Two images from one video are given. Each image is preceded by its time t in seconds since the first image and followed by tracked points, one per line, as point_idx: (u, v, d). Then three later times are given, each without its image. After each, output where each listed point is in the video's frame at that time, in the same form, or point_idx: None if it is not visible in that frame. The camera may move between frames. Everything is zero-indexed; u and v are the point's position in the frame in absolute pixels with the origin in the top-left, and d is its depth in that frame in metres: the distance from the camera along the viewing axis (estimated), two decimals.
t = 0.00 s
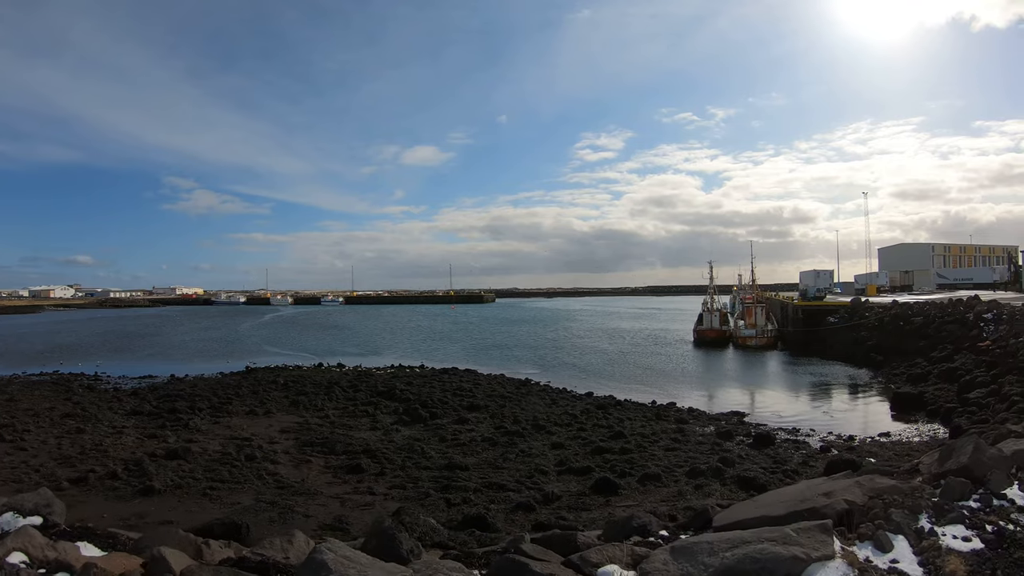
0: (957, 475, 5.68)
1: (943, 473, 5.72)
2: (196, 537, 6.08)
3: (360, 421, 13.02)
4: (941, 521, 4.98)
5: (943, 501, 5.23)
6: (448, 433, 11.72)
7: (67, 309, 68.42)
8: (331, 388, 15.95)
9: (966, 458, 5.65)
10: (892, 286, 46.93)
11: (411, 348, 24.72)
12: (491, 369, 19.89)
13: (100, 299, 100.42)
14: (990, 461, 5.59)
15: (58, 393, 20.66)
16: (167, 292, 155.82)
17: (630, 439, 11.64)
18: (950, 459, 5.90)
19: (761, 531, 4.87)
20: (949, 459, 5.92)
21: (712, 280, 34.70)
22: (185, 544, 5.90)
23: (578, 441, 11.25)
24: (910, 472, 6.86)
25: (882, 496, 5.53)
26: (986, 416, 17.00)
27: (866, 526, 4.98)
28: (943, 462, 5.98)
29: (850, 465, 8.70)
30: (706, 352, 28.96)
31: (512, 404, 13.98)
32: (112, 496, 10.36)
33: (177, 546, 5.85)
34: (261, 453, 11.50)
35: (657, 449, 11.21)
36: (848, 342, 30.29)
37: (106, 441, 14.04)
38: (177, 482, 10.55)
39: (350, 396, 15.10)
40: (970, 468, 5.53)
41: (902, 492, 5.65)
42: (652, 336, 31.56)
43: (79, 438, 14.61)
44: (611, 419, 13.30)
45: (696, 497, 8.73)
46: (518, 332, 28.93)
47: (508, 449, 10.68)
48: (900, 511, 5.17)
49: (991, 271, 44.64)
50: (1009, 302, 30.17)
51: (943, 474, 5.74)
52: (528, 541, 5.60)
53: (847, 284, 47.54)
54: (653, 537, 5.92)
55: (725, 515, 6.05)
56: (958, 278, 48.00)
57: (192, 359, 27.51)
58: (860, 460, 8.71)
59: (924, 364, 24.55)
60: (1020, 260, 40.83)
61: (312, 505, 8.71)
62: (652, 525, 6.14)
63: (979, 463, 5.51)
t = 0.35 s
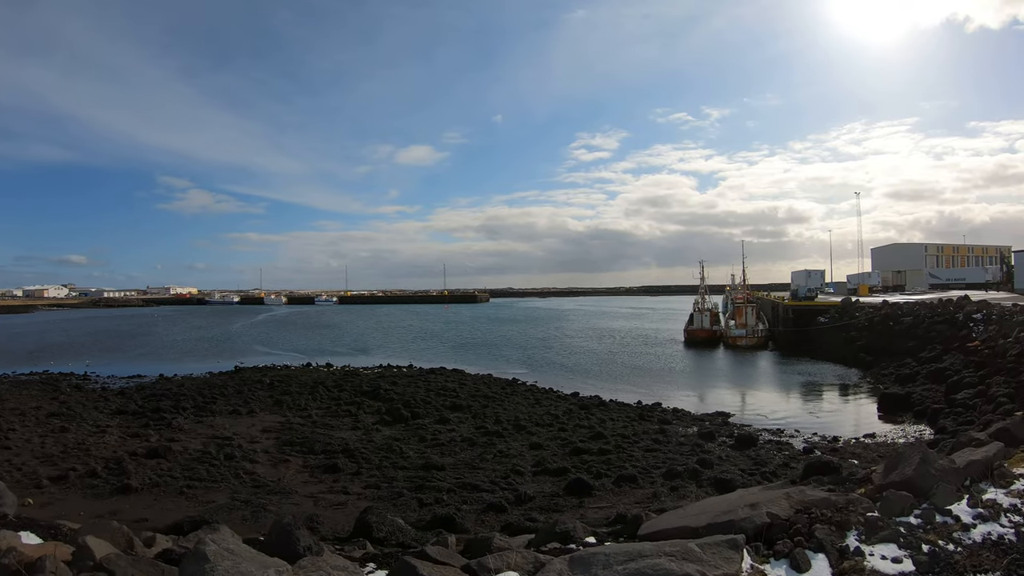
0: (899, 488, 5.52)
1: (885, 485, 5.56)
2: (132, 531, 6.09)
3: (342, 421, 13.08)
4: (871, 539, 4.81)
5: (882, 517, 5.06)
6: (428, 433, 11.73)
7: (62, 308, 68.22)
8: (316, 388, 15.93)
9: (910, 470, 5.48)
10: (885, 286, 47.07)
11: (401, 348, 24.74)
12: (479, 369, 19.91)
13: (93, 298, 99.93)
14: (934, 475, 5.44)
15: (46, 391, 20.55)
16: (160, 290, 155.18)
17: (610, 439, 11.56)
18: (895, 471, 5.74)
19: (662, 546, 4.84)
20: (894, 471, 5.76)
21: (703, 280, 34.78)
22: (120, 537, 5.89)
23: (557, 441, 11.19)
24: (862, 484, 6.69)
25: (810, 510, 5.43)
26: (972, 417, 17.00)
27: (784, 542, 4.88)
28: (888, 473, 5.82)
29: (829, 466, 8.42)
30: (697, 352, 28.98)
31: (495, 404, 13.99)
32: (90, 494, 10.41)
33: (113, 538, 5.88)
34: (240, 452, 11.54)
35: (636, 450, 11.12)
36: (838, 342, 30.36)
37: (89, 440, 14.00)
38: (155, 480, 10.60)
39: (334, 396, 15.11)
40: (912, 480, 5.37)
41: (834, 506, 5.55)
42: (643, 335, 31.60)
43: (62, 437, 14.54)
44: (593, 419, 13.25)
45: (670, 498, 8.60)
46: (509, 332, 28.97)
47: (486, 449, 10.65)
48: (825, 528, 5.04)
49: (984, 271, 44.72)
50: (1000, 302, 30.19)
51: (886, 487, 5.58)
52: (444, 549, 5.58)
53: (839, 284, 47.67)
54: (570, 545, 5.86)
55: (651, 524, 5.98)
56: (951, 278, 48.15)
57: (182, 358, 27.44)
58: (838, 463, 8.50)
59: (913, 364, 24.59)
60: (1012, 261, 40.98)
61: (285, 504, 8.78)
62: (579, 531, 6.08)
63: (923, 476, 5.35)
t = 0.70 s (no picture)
0: (834, 502, 5.40)
1: (819, 499, 5.45)
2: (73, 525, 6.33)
3: (326, 420, 13.11)
4: (787, 560, 4.67)
5: (809, 535, 4.94)
6: (410, 433, 11.76)
7: (59, 308, 68.05)
8: (303, 388, 15.96)
9: (847, 485, 5.36)
10: (878, 287, 47.23)
11: (392, 347, 24.77)
12: (468, 369, 19.94)
13: (90, 298, 99.65)
14: (872, 490, 5.33)
15: (35, 390, 20.45)
16: (160, 290, 155.10)
17: (591, 440, 11.52)
18: (832, 485, 5.64)
19: (553, 557, 4.69)
20: (831, 484, 5.64)
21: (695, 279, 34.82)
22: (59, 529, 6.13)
23: (537, 442, 11.16)
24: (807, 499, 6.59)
25: (726, 524, 5.24)
26: (958, 419, 17.02)
27: (689, 559, 4.77)
28: (825, 486, 5.72)
29: (808, 469, 8.24)
30: (688, 352, 29.00)
31: (479, 404, 14.00)
32: (70, 492, 10.42)
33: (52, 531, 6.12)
34: (222, 452, 11.57)
35: (616, 451, 11.07)
36: (828, 342, 30.45)
37: (73, 439, 13.96)
38: (135, 479, 10.63)
39: (320, 396, 15.16)
40: (847, 496, 5.27)
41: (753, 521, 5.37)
42: (634, 335, 31.63)
43: (47, 436, 14.47)
44: (576, 420, 13.23)
45: (645, 500, 8.51)
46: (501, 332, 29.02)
47: (465, 450, 10.64)
48: (738, 547, 4.91)
49: (977, 271, 44.77)
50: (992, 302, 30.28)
51: (821, 501, 5.46)
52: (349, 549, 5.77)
53: (833, 284, 47.81)
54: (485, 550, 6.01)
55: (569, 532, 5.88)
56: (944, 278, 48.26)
57: (173, 359, 27.36)
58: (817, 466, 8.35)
59: (903, 365, 24.64)
60: (1005, 261, 41.09)
61: (260, 503, 8.83)
62: (502, 538, 6.17)
63: (859, 492, 5.24)
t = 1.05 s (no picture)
0: (764, 519, 5.28)
1: (750, 515, 5.33)
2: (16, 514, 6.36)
3: (310, 421, 13.12)
4: None
5: (729, 555, 4.82)
6: (392, 433, 11.75)
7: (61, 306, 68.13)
8: (290, 387, 15.98)
9: (778, 502, 5.23)
10: (872, 287, 47.28)
11: (384, 347, 24.74)
12: (457, 369, 19.86)
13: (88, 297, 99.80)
14: (808, 507, 5.18)
15: (24, 389, 20.37)
16: (156, 288, 154.93)
17: (573, 441, 11.45)
18: (766, 500, 5.51)
19: (441, 568, 4.62)
20: (765, 500, 5.51)
21: (689, 279, 34.83)
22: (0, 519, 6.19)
23: (518, 443, 11.10)
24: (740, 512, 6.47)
25: (636, 542, 5.11)
26: (946, 420, 16.99)
27: None
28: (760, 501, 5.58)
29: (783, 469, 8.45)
30: (681, 352, 28.98)
31: (464, 404, 13.98)
32: (50, 490, 10.44)
33: None
34: (205, 451, 11.61)
35: (598, 452, 10.98)
36: (820, 342, 30.48)
37: (58, 438, 13.92)
38: (116, 477, 10.65)
39: (306, 395, 15.18)
40: (778, 514, 5.14)
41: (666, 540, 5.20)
42: (628, 335, 31.63)
43: (31, 435, 14.38)
44: (561, 420, 13.19)
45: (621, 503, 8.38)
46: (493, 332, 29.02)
47: (445, 450, 10.60)
48: (643, 566, 4.77)
49: (972, 271, 44.80)
50: (985, 302, 30.32)
51: (752, 517, 5.33)
52: (266, 548, 5.91)
53: (827, 284, 47.86)
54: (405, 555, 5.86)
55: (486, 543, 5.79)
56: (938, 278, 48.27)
57: (164, 358, 27.29)
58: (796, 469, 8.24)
59: (895, 365, 24.63)
60: (999, 260, 41.14)
61: (237, 503, 8.87)
62: (425, 543, 6.05)
63: (790, 510, 5.11)
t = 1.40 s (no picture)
0: (683, 534, 5.22)
1: (671, 529, 5.26)
2: None
3: (294, 420, 13.13)
4: None
5: None
6: (374, 433, 11.74)
7: (55, 305, 67.51)
8: (277, 386, 15.99)
9: (698, 517, 5.16)
10: (867, 287, 47.30)
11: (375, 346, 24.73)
12: (447, 369, 19.79)
13: (68, 298, 98.43)
14: (728, 524, 5.09)
15: (13, 388, 20.29)
16: (152, 287, 154.66)
17: (555, 441, 11.41)
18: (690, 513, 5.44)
19: None
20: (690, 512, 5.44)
21: (682, 278, 34.84)
22: None
23: (499, 443, 11.06)
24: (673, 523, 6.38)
25: (536, 552, 5.03)
26: (934, 421, 16.95)
27: None
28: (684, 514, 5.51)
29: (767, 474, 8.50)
30: (674, 352, 28.95)
31: (449, 404, 13.96)
32: (31, 487, 10.46)
33: None
34: (187, 450, 11.64)
35: (580, 451, 10.91)
36: (813, 342, 30.49)
37: (43, 436, 13.90)
38: (97, 475, 10.67)
39: (292, 394, 15.18)
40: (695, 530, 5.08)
41: (571, 552, 5.12)
42: (621, 334, 31.61)
43: (17, 433, 14.31)
44: (545, 420, 13.16)
45: (596, 504, 8.27)
46: (486, 330, 29.02)
47: (425, 450, 10.57)
48: None
49: (967, 271, 44.79)
50: (978, 303, 30.35)
51: (672, 530, 5.26)
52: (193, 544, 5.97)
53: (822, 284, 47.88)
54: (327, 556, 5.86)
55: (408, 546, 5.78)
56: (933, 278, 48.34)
57: (157, 357, 27.24)
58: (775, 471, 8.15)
59: (886, 366, 24.62)
60: (993, 260, 41.24)
61: (215, 502, 8.91)
62: (348, 544, 6.05)
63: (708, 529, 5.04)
